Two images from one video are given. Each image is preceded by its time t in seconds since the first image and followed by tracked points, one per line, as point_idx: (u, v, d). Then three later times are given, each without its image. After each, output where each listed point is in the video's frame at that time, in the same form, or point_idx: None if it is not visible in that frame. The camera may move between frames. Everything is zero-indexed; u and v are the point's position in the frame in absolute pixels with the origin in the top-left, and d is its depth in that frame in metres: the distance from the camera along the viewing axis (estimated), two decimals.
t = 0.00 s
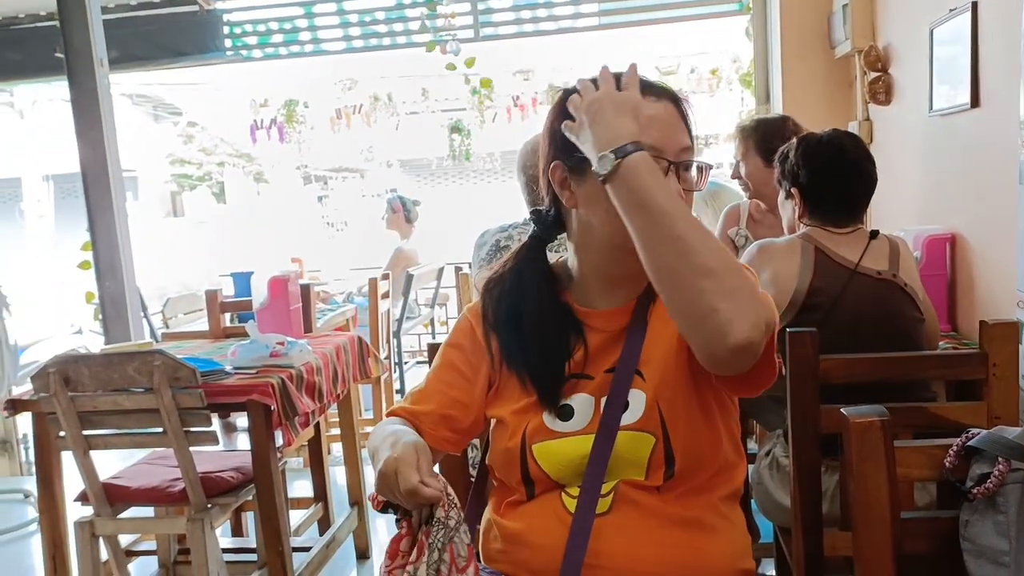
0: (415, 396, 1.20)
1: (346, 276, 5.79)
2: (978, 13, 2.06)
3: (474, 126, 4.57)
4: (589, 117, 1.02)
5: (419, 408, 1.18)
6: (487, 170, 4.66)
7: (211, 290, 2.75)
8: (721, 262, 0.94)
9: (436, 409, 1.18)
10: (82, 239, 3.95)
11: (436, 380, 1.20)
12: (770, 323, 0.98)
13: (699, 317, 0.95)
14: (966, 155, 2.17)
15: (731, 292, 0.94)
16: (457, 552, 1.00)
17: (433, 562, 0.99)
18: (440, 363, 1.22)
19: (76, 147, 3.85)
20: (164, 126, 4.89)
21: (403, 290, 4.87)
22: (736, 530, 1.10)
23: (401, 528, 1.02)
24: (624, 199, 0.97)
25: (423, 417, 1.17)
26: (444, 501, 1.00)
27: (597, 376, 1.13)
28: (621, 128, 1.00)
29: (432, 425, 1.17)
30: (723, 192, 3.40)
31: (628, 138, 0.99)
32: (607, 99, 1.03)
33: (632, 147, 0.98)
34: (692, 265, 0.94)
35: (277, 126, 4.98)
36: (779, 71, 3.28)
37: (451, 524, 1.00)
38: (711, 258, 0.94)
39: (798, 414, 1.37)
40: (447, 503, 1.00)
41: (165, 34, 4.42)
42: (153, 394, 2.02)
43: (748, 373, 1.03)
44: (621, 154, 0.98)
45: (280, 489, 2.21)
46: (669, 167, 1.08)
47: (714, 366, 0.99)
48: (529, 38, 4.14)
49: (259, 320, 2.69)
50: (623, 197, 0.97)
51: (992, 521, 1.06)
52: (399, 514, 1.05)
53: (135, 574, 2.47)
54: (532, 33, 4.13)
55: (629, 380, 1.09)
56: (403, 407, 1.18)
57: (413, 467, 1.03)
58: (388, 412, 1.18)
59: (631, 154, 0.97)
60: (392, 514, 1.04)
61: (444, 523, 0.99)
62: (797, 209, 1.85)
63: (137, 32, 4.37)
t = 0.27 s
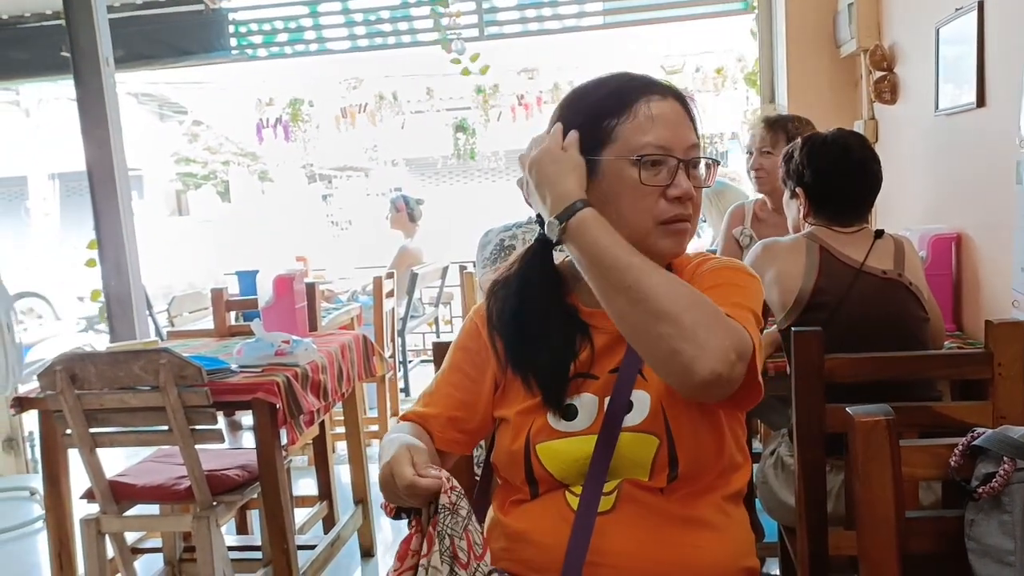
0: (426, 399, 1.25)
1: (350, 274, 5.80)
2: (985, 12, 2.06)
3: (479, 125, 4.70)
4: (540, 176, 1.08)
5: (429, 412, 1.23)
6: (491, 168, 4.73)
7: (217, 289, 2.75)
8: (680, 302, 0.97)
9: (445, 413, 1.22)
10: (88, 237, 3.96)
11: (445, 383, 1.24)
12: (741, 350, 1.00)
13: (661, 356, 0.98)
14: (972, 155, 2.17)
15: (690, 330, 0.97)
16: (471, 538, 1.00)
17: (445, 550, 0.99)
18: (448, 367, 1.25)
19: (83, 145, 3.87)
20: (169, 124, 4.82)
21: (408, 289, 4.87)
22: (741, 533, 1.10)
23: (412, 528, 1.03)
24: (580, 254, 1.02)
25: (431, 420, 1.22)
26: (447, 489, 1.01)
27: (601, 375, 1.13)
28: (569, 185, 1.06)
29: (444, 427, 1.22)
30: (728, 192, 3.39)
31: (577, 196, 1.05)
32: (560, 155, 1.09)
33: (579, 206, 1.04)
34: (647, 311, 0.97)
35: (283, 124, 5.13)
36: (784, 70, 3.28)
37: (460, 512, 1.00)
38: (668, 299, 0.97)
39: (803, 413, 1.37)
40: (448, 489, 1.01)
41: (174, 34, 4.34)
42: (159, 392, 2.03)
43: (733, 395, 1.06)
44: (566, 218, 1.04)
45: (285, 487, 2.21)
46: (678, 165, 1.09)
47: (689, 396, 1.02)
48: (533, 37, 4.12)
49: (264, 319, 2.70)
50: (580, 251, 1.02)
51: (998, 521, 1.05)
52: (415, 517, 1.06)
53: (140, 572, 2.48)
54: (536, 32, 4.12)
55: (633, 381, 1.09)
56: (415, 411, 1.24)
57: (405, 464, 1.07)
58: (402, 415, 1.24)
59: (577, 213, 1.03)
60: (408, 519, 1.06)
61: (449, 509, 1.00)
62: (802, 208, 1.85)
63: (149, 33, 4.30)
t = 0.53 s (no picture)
0: (438, 404, 1.25)
1: (355, 272, 5.80)
2: (992, 8, 2.05)
3: (483, 122, 4.71)
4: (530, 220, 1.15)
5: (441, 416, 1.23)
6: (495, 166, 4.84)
7: (221, 285, 2.75)
8: (659, 330, 1.00)
9: (456, 414, 1.22)
10: (92, 234, 3.96)
11: (454, 384, 1.24)
12: (730, 369, 1.00)
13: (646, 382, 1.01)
14: (978, 151, 2.16)
15: (666, 356, 0.99)
16: (468, 534, 1.01)
17: (440, 546, 1.00)
18: (456, 367, 1.25)
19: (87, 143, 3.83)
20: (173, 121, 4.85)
21: (412, 286, 4.87)
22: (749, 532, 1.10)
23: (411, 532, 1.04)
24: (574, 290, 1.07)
25: (444, 422, 1.22)
26: (442, 486, 1.02)
27: (607, 372, 1.13)
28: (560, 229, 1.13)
29: (456, 429, 1.22)
30: (733, 189, 3.39)
31: (566, 239, 1.11)
32: (550, 197, 1.15)
33: (569, 248, 1.10)
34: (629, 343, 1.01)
35: (286, 122, 5.11)
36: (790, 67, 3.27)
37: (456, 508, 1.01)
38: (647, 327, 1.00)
39: (809, 411, 1.35)
40: (440, 485, 1.02)
41: (179, 32, 4.33)
42: (164, 388, 2.03)
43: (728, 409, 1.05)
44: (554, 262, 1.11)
45: (290, 483, 2.22)
46: (683, 163, 1.09)
47: (684, 420, 1.03)
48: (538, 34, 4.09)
49: (269, 316, 2.70)
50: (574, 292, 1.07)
51: (1005, 518, 1.05)
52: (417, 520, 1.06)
53: (145, 568, 2.48)
54: (540, 29, 4.09)
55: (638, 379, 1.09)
56: (428, 417, 1.23)
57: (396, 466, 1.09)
58: (416, 421, 1.25)
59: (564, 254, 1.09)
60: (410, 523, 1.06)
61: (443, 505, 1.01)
62: (808, 205, 1.85)
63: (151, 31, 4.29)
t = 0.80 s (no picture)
0: (454, 405, 1.26)
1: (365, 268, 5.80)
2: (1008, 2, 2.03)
3: (494, 119, 4.75)
4: (557, 252, 1.12)
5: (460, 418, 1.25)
6: (504, 163, 4.90)
7: (233, 281, 2.76)
8: (704, 368, 0.99)
9: (473, 413, 1.24)
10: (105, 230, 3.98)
11: (470, 382, 1.25)
12: (770, 406, 1.01)
13: (686, 418, 1.00)
14: (993, 147, 2.14)
15: (712, 398, 0.98)
16: (472, 538, 1.00)
17: (442, 547, 1.00)
18: (471, 366, 1.25)
19: (100, 141, 3.85)
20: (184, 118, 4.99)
21: (422, 282, 4.87)
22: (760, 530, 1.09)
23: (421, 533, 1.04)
24: (608, 321, 1.05)
25: (463, 422, 1.24)
26: (448, 489, 1.01)
27: (621, 371, 1.12)
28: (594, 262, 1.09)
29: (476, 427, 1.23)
30: (745, 185, 3.38)
31: (607, 270, 1.08)
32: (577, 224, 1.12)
33: (611, 278, 1.07)
34: (672, 379, 0.99)
35: (297, 119, 5.06)
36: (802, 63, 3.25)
37: (461, 511, 1.01)
38: (692, 364, 0.99)
39: (823, 407, 1.35)
40: (443, 487, 1.01)
41: (189, 28, 4.36)
42: (176, 383, 2.03)
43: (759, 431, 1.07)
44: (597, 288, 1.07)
45: (301, 479, 2.22)
46: (679, 159, 1.07)
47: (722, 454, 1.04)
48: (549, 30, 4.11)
49: (280, 312, 2.71)
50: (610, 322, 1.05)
51: None
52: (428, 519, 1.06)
53: (157, 562, 2.49)
54: (551, 25, 4.10)
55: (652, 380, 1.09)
56: (448, 421, 1.26)
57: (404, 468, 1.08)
58: (438, 424, 1.27)
59: (606, 287, 1.06)
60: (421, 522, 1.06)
61: (445, 507, 1.01)
62: (821, 199, 1.84)
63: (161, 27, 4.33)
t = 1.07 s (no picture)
0: (475, 401, 1.28)
1: (378, 264, 5.82)
2: None
3: (507, 115, 4.71)
4: (595, 271, 1.08)
5: (478, 414, 1.27)
6: (518, 159, 4.81)
7: (247, 276, 2.77)
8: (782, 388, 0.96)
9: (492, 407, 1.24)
10: (121, 226, 4.01)
11: (489, 379, 1.25)
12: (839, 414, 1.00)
13: (758, 436, 0.97)
14: (1012, 141, 2.12)
15: (792, 418, 0.96)
16: (508, 542, 1.00)
17: (477, 551, 0.99)
18: (491, 361, 1.26)
19: (116, 137, 3.90)
20: (198, 115, 4.94)
21: (435, 278, 4.87)
22: (775, 529, 1.09)
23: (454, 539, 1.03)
24: (661, 343, 0.99)
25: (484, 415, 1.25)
26: (487, 491, 1.02)
27: (641, 369, 1.12)
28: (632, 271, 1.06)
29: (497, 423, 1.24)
30: (761, 180, 3.38)
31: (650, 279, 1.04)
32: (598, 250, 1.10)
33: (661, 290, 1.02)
34: (747, 397, 0.96)
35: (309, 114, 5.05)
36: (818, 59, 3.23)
37: (498, 515, 1.01)
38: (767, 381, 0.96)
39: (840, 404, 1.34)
40: (480, 491, 1.01)
41: (202, 23, 4.44)
42: (191, 377, 2.04)
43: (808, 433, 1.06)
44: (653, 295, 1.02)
45: (315, 473, 2.22)
46: (644, 153, 1.09)
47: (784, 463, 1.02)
48: (562, 26, 4.11)
49: (294, 307, 2.72)
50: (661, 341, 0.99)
51: None
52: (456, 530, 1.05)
53: (173, 555, 2.51)
54: (564, 21, 4.09)
55: (671, 378, 1.08)
56: (469, 418, 1.27)
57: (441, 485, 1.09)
58: (460, 421, 1.28)
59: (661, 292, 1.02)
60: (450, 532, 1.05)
61: (484, 510, 1.01)
62: (836, 195, 1.83)
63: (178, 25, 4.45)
